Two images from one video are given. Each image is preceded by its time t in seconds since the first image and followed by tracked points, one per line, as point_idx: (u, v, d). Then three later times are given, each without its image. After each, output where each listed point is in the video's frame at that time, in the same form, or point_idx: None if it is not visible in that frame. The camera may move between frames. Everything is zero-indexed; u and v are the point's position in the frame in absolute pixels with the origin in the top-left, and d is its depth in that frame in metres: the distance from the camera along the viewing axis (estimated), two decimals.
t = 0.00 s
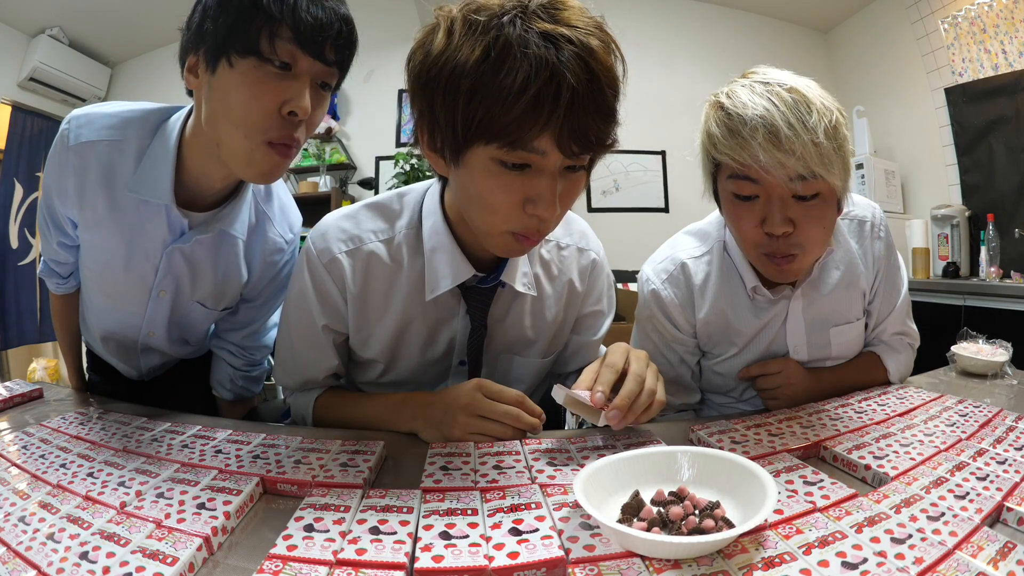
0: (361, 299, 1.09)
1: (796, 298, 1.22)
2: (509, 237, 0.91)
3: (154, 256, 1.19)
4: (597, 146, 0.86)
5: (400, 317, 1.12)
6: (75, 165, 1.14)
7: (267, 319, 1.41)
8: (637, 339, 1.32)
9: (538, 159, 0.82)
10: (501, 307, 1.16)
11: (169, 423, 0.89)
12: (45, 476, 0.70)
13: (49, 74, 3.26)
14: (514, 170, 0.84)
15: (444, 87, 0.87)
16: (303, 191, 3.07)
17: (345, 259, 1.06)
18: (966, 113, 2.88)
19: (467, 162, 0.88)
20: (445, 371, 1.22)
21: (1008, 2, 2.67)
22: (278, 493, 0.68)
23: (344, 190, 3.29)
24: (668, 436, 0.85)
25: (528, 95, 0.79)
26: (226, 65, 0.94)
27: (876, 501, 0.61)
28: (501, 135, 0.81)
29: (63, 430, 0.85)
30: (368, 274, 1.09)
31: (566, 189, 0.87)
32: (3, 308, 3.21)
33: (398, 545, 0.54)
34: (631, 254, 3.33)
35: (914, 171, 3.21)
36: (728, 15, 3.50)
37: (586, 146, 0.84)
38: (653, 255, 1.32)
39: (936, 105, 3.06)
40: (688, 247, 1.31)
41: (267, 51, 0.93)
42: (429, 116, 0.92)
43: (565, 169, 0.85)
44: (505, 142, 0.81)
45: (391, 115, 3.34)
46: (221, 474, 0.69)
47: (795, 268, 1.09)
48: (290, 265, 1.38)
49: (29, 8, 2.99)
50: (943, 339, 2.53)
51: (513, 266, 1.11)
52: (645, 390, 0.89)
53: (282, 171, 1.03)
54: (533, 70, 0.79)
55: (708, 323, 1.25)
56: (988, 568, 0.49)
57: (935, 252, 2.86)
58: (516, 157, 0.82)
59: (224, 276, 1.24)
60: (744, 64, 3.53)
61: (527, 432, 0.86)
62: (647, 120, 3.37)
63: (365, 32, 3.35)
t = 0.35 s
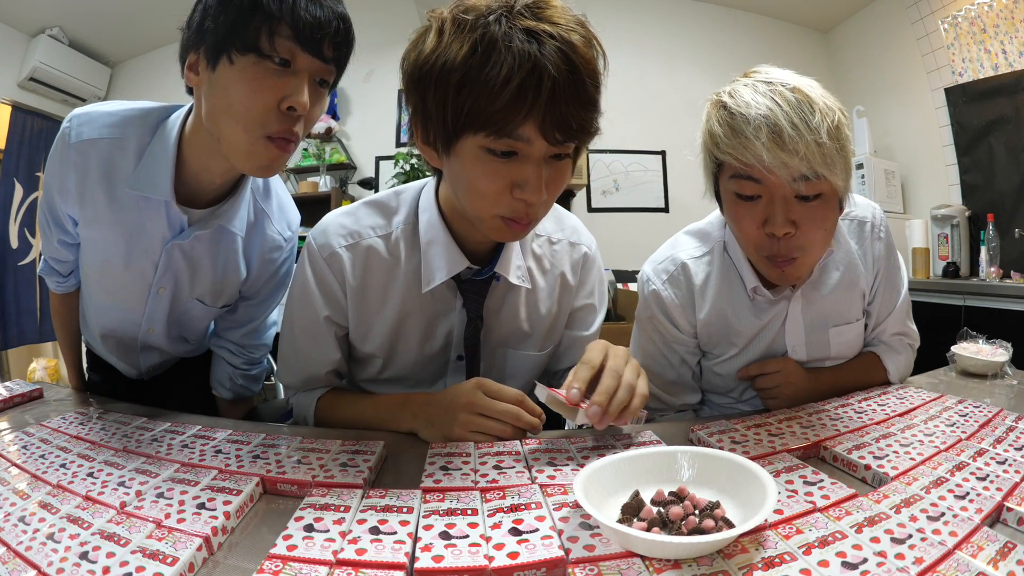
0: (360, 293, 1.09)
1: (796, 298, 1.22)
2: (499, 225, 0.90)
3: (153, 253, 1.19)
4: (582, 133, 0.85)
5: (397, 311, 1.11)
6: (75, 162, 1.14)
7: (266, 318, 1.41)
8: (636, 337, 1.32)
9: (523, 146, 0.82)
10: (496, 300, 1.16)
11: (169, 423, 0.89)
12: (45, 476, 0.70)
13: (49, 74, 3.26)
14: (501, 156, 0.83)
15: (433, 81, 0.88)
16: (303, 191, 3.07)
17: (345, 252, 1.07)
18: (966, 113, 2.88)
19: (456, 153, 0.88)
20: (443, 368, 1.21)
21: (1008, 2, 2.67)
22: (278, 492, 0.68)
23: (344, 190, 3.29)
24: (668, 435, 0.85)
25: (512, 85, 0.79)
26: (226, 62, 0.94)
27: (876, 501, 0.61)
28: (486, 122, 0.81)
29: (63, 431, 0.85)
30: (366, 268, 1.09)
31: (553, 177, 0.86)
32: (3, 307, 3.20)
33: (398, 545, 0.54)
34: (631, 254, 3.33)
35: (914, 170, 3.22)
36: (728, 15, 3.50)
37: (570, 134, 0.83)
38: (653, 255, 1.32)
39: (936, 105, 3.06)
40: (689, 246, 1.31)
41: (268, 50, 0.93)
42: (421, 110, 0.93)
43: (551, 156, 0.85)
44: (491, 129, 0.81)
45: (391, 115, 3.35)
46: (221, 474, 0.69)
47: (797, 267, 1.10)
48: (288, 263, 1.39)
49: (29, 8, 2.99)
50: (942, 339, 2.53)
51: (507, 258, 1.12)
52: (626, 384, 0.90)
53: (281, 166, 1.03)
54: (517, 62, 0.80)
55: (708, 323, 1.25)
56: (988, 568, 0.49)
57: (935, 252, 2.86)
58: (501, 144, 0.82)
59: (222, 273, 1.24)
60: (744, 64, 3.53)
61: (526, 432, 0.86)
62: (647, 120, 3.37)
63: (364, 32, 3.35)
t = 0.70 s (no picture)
0: (362, 284, 1.10)
1: (796, 296, 1.22)
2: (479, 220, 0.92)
3: (154, 252, 1.19)
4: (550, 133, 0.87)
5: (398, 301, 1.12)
6: (76, 161, 1.14)
7: (266, 316, 1.41)
8: (636, 338, 1.31)
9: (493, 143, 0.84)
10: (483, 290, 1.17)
11: (169, 423, 0.89)
12: (45, 476, 0.70)
13: (49, 74, 3.26)
14: (474, 152, 0.86)
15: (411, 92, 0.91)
16: (303, 191, 3.07)
17: (351, 240, 1.10)
18: (966, 113, 2.88)
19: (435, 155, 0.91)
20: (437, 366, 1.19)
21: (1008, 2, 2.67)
22: (278, 493, 0.68)
23: (344, 190, 3.29)
24: (668, 435, 0.85)
25: (480, 90, 0.82)
26: (227, 62, 0.93)
27: (876, 501, 0.61)
28: (459, 123, 0.84)
29: (63, 430, 0.85)
30: (370, 257, 1.12)
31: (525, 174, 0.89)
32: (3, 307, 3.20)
33: (397, 545, 0.54)
34: (631, 254, 3.33)
35: (914, 170, 3.22)
36: (728, 15, 3.50)
37: (535, 133, 0.86)
38: (654, 254, 1.32)
39: (936, 105, 3.06)
40: (689, 244, 1.31)
41: (269, 50, 0.93)
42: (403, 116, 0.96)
43: (521, 155, 0.87)
44: (463, 127, 0.84)
45: (392, 114, 3.34)
46: (222, 474, 0.69)
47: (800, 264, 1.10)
48: (289, 262, 1.39)
49: (30, 8, 2.99)
50: (943, 339, 2.52)
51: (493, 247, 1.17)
52: (566, 337, 1.11)
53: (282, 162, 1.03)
54: (483, 72, 0.83)
55: (710, 322, 1.24)
56: (988, 568, 0.49)
57: (935, 252, 2.86)
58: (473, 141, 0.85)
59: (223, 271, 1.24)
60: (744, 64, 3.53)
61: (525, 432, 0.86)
62: (647, 120, 3.37)
63: (365, 32, 3.35)
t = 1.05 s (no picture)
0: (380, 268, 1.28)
1: (796, 296, 1.21)
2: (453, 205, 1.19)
3: (154, 252, 1.19)
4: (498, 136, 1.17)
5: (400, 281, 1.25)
6: (76, 161, 1.14)
7: (265, 314, 1.42)
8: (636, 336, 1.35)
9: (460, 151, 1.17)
10: (462, 283, 1.32)
11: (169, 423, 0.89)
12: (45, 476, 0.70)
13: (49, 74, 3.26)
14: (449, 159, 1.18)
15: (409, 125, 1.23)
16: (303, 191, 3.07)
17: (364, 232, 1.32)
18: (966, 113, 2.88)
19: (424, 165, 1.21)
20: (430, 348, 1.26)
21: (1007, 3, 2.66)
22: (278, 493, 0.68)
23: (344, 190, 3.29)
24: (667, 435, 0.85)
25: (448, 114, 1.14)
26: (226, 63, 0.93)
27: (876, 501, 0.61)
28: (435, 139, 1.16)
29: (63, 430, 0.85)
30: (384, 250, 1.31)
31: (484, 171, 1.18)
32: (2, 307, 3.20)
33: (398, 545, 0.54)
34: (631, 254, 3.33)
35: (914, 171, 3.22)
36: (728, 16, 3.50)
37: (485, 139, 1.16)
38: (654, 253, 1.32)
39: (936, 105, 3.06)
40: (689, 243, 1.31)
41: (268, 52, 0.93)
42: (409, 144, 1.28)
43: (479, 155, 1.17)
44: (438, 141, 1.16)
45: (392, 114, 3.34)
46: (222, 474, 0.69)
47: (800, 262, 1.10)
48: (289, 261, 1.39)
49: (30, 8, 2.99)
50: (943, 339, 2.52)
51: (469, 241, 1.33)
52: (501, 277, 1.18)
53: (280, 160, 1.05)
54: (445, 96, 1.14)
55: (709, 321, 1.24)
56: (988, 568, 0.49)
57: (935, 252, 2.87)
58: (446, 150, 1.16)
59: (222, 271, 1.24)
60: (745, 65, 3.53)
61: (525, 432, 0.86)
62: (647, 120, 3.37)
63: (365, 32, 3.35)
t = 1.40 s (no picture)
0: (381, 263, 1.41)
1: (796, 293, 1.21)
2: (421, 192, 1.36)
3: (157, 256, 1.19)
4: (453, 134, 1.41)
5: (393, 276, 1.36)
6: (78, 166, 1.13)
7: (266, 314, 1.43)
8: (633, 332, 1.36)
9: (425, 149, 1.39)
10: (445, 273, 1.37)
11: (169, 423, 0.89)
12: (45, 476, 0.70)
13: (49, 74, 3.26)
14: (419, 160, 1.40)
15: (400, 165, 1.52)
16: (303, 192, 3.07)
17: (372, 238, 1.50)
18: (966, 113, 2.88)
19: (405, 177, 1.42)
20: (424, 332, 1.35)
21: (1007, 3, 2.64)
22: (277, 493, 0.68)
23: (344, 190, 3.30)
24: (667, 434, 0.86)
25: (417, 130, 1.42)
26: (232, 70, 0.93)
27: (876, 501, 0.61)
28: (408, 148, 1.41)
29: (63, 430, 0.85)
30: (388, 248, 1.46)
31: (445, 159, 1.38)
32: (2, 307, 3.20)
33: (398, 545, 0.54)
34: (631, 253, 3.33)
35: (914, 171, 3.22)
36: (728, 16, 3.50)
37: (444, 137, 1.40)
38: (654, 249, 1.32)
39: (936, 105, 3.06)
40: (688, 239, 1.32)
41: (271, 59, 0.92)
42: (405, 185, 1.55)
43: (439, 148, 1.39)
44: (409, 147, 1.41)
45: (391, 114, 3.34)
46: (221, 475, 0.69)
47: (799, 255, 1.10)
48: (289, 261, 1.40)
49: (29, 8, 2.99)
50: (942, 339, 2.52)
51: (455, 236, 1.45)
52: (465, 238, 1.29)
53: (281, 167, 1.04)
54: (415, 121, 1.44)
55: (708, 317, 1.24)
56: (988, 568, 0.49)
57: (935, 252, 2.87)
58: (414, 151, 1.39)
59: (226, 274, 1.25)
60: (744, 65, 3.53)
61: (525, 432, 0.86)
62: (647, 119, 3.37)
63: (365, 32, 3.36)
